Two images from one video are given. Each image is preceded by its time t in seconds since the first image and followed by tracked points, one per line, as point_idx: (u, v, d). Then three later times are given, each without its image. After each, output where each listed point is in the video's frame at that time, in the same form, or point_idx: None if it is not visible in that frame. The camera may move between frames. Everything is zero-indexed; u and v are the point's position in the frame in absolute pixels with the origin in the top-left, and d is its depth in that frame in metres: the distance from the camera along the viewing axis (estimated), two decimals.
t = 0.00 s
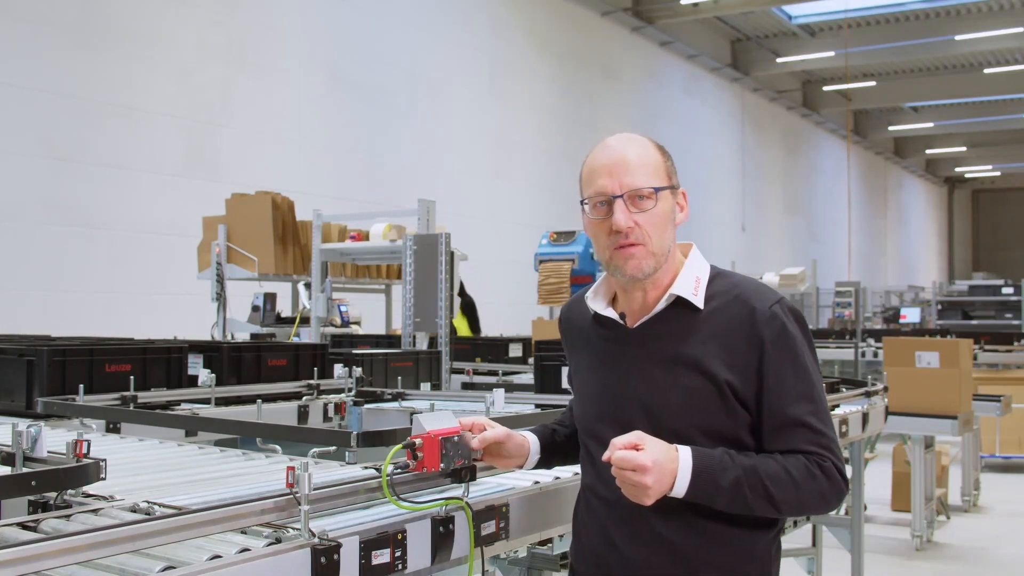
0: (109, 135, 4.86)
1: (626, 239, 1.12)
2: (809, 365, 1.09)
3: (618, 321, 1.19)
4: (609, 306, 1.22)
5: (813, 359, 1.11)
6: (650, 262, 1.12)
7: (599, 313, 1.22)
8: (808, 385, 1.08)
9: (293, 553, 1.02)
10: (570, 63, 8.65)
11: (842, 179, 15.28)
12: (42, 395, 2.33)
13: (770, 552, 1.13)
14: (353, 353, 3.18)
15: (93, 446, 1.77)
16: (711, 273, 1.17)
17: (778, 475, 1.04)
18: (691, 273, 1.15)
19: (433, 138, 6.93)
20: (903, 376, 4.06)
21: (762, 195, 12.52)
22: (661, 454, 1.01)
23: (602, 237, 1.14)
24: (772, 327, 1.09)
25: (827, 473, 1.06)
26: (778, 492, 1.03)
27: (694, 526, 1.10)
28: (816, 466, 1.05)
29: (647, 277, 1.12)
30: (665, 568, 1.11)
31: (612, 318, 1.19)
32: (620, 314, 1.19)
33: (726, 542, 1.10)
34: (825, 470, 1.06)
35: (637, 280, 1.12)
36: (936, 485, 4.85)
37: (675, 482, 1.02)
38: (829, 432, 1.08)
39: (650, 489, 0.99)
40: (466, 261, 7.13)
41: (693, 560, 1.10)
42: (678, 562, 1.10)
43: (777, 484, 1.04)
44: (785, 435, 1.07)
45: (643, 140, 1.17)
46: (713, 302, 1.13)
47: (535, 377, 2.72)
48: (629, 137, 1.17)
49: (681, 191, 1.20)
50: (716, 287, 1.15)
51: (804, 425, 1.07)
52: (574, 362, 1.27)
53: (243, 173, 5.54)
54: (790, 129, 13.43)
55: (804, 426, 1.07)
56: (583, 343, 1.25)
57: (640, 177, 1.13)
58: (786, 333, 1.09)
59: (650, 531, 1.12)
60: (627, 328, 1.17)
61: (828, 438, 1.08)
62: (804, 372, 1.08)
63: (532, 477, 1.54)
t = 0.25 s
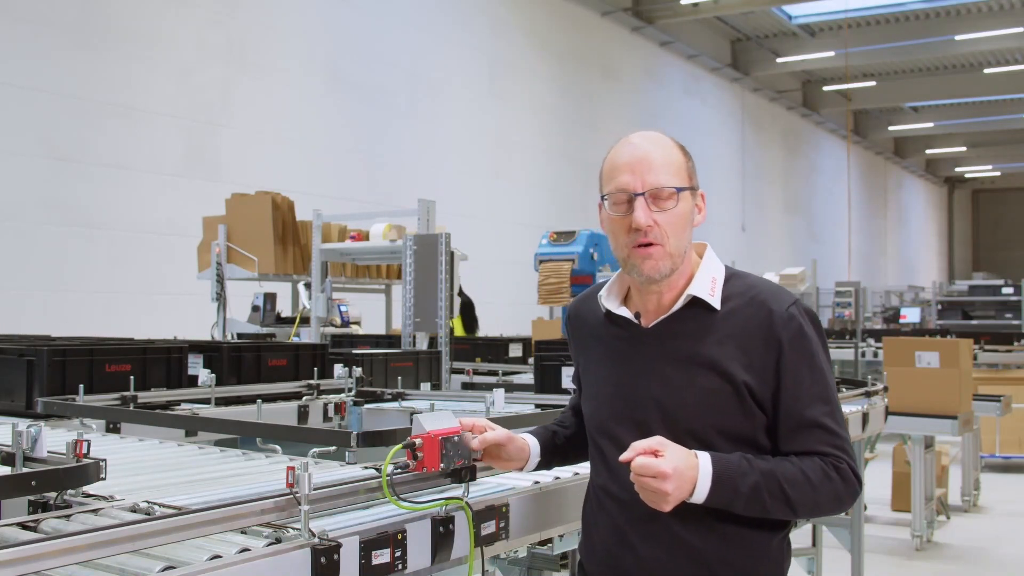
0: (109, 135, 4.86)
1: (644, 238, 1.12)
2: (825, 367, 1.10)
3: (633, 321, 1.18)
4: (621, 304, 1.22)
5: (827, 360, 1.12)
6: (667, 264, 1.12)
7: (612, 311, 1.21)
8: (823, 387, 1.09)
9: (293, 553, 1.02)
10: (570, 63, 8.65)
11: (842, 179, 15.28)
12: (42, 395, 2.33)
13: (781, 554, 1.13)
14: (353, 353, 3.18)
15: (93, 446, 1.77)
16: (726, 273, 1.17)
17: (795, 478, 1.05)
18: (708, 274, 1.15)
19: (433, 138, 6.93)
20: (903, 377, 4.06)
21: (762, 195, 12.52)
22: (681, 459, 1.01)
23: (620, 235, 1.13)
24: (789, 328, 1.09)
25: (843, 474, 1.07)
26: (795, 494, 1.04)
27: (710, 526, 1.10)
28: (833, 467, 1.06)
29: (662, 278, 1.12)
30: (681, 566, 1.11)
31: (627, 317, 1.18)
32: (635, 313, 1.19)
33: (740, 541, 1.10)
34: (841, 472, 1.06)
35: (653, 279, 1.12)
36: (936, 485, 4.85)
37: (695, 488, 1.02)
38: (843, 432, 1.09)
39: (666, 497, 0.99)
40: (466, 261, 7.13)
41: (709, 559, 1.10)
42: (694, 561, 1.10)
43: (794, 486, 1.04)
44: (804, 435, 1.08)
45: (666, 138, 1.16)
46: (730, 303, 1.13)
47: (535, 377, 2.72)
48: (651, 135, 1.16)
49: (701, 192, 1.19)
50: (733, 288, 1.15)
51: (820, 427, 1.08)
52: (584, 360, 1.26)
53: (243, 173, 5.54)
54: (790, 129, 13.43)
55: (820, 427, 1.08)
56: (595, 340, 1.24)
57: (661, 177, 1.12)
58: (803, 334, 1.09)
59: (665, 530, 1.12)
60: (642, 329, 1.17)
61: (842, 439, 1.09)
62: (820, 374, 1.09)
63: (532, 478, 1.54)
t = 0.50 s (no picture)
0: (109, 135, 4.86)
1: (676, 232, 1.12)
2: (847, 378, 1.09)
3: (655, 315, 1.19)
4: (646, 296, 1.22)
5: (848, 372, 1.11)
6: (693, 264, 1.12)
7: (633, 302, 1.22)
8: (845, 394, 1.07)
9: (293, 553, 1.03)
10: (570, 63, 8.65)
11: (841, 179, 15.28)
12: (42, 395, 2.34)
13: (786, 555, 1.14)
14: (353, 353, 3.18)
15: (93, 446, 1.77)
16: (754, 280, 1.17)
17: (830, 468, 0.99)
18: (736, 279, 1.15)
19: (433, 138, 6.94)
20: (902, 377, 4.06)
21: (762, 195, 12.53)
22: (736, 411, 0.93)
23: (655, 224, 1.14)
24: (812, 336, 1.09)
25: (865, 483, 1.03)
26: (831, 486, 0.98)
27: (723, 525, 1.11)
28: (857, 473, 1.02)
29: (686, 276, 1.12)
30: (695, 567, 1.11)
31: (650, 310, 1.19)
32: (660, 308, 1.19)
33: (751, 543, 1.11)
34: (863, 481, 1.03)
35: (677, 275, 1.12)
36: (935, 485, 4.85)
37: (738, 447, 0.96)
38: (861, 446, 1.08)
39: (702, 426, 0.91)
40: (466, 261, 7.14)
41: (724, 562, 1.10)
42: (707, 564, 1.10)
43: (831, 478, 0.99)
44: (824, 434, 1.04)
45: (721, 142, 1.17)
46: (754, 309, 1.13)
47: (535, 377, 2.72)
48: (709, 135, 1.17)
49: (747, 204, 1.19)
50: (758, 293, 1.15)
51: (843, 430, 1.05)
52: (600, 355, 1.26)
53: (243, 173, 5.54)
54: (790, 129, 13.43)
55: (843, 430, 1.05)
56: (612, 338, 1.24)
57: (707, 177, 1.13)
58: (827, 343, 1.09)
59: (681, 530, 1.12)
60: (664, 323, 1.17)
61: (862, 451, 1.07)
62: (842, 381, 1.08)
63: (532, 477, 1.54)
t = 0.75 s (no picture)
0: (109, 135, 4.86)
1: (719, 236, 1.12)
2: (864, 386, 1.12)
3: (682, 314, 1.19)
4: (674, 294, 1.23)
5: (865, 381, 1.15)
6: (735, 267, 1.12)
7: (660, 297, 1.23)
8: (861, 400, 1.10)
9: (294, 553, 1.02)
10: (570, 63, 8.66)
11: (841, 180, 15.29)
12: (42, 395, 2.34)
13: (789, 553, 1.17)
14: (353, 353, 3.18)
15: (93, 446, 1.77)
16: (780, 287, 1.20)
17: (841, 460, 1.00)
18: (767, 285, 1.17)
19: (433, 138, 6.94)
20: (902, 377, 4.07)
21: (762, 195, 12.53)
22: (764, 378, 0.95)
23: (696, 225, 1.14)
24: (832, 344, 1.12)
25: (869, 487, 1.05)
26: (842, 477, 0.99)
27: (736, 522, 1.13)
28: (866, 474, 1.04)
29: (727, 279, 1.13)
30: (708, 563, 1.12)
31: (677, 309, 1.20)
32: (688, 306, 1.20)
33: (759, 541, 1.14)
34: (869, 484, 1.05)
35: (717, 278, 1.13)
36: (935, 485, 4.85)
37: (758, 414, 0.95)
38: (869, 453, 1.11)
39: (722, 372, 0.94)
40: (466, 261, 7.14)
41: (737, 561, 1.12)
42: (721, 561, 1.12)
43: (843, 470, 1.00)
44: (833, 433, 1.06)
45: (764, 149, 1.17)
46: (780, 313, 1.16)
47: (535, 377, 2.72)
48: (751, 141, 1.17)
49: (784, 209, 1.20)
50: (784, 300, 1.18)
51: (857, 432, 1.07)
52: (619, 348, 1.27)
53: (243, 173, 5.54)
54: (790, 129, 13.43)
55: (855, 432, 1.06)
56: (633, 335, 1.25)
57: (753, 183, 1.13)
58: (846, 352, 1.13)
59: (697, 525, 1.13)
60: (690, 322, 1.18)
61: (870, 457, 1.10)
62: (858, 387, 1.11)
63: (532, 477, 1.54)
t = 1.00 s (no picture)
0: (109, 135, 4.86)
1: (728, 254, 1.15)
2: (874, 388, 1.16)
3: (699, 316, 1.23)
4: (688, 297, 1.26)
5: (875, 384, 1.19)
6: (747, 281, 1.16)
7: (677, 300, 1.26)
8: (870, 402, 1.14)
9: (294, 552, 1.03)
10: (570, 63, 8.65)
11: (841, 180, 15.28)
12: (41, 395, 2.33)
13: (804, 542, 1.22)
14: (353, 353, 3.18)
15: (93, 446, 1.77)
16: (793, 287, 1.23)
17: (839, 467, 1.05)
18: (780, 289, 1.20)
19: (433, 138, 6.93)
20: (902, 377, 4.07)
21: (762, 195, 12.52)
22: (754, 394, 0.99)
23: (705, 244, 1.17)
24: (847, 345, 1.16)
25: (874, 491, 1.09)
26: (838, 484, 1.04)
27: (754, 519, 1.18)
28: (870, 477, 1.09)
29: (740, 292, 1.16)
30: (728, 561, 1.17)
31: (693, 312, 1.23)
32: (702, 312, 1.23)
33: (776, 537, 1.18)
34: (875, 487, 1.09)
35: (730, 293, 1.16)
36: (935, 485, 4.85)
37: (752, 424, 1.01)
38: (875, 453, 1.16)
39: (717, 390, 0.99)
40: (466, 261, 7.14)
41: (757, 555, 1.17)
42: (740, 560, 1.17)
43: (839, 477, 1.04)
44: (841, 438, 1.11)
45: (766, 156, 1.18)
46: (794, 314, 1.19)
47: (535, 377, 2.72)
48: (753, 149, 1.18)
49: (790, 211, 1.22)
50: (798, 300, 1.21)
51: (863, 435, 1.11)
52: (635, 346, 1.30)
53: (243, 173, 5.54)
54: (790, 129, 13.42)
55: (860, 435, 1.11)
56: (652, 332, 1.28)
57: (758, 198, 1.14)
58: (859, 354, 1.16)
59: (715, 525, 1.17)
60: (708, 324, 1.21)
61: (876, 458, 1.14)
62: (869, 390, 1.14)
63: (532, 477, 1.54)
